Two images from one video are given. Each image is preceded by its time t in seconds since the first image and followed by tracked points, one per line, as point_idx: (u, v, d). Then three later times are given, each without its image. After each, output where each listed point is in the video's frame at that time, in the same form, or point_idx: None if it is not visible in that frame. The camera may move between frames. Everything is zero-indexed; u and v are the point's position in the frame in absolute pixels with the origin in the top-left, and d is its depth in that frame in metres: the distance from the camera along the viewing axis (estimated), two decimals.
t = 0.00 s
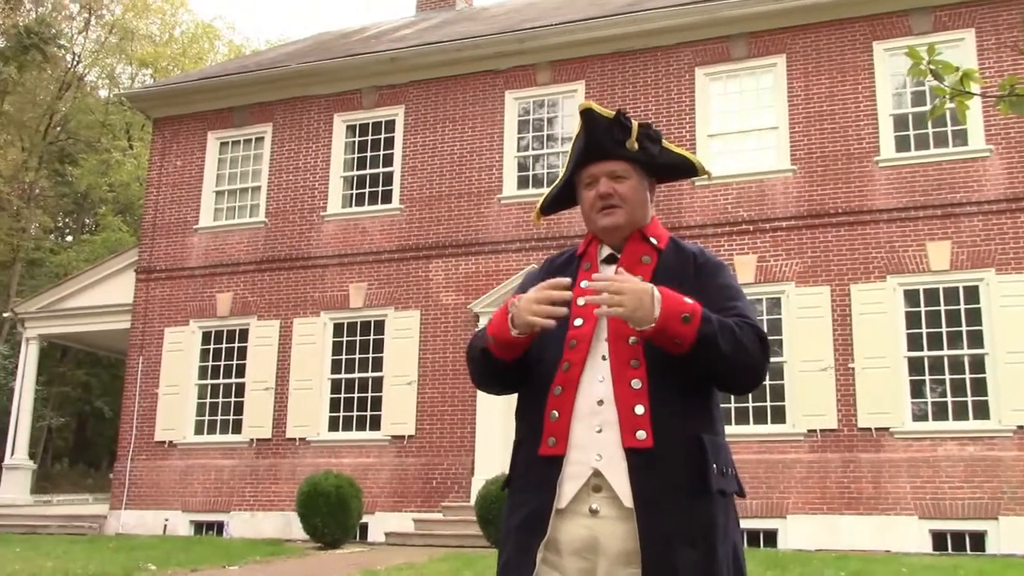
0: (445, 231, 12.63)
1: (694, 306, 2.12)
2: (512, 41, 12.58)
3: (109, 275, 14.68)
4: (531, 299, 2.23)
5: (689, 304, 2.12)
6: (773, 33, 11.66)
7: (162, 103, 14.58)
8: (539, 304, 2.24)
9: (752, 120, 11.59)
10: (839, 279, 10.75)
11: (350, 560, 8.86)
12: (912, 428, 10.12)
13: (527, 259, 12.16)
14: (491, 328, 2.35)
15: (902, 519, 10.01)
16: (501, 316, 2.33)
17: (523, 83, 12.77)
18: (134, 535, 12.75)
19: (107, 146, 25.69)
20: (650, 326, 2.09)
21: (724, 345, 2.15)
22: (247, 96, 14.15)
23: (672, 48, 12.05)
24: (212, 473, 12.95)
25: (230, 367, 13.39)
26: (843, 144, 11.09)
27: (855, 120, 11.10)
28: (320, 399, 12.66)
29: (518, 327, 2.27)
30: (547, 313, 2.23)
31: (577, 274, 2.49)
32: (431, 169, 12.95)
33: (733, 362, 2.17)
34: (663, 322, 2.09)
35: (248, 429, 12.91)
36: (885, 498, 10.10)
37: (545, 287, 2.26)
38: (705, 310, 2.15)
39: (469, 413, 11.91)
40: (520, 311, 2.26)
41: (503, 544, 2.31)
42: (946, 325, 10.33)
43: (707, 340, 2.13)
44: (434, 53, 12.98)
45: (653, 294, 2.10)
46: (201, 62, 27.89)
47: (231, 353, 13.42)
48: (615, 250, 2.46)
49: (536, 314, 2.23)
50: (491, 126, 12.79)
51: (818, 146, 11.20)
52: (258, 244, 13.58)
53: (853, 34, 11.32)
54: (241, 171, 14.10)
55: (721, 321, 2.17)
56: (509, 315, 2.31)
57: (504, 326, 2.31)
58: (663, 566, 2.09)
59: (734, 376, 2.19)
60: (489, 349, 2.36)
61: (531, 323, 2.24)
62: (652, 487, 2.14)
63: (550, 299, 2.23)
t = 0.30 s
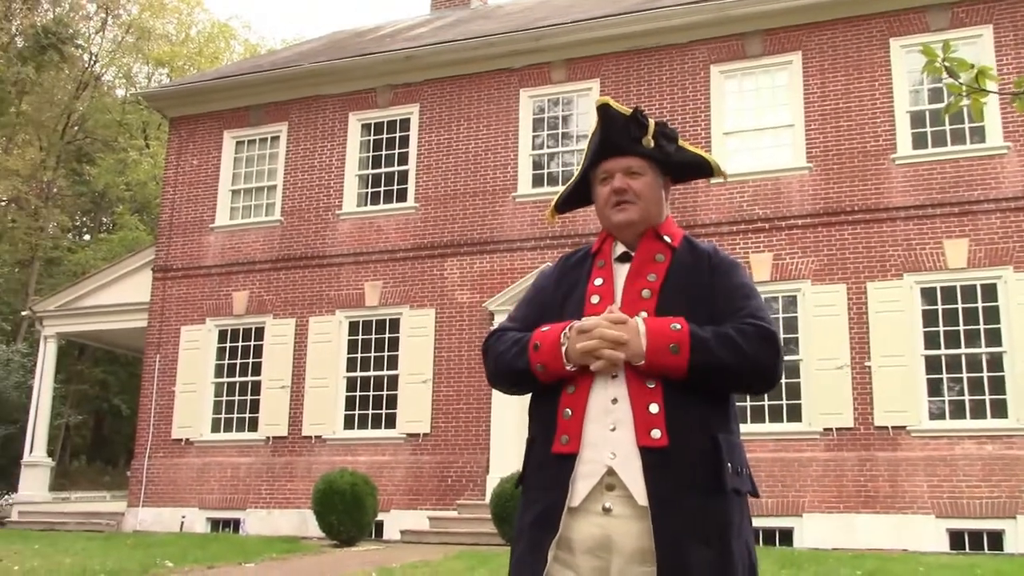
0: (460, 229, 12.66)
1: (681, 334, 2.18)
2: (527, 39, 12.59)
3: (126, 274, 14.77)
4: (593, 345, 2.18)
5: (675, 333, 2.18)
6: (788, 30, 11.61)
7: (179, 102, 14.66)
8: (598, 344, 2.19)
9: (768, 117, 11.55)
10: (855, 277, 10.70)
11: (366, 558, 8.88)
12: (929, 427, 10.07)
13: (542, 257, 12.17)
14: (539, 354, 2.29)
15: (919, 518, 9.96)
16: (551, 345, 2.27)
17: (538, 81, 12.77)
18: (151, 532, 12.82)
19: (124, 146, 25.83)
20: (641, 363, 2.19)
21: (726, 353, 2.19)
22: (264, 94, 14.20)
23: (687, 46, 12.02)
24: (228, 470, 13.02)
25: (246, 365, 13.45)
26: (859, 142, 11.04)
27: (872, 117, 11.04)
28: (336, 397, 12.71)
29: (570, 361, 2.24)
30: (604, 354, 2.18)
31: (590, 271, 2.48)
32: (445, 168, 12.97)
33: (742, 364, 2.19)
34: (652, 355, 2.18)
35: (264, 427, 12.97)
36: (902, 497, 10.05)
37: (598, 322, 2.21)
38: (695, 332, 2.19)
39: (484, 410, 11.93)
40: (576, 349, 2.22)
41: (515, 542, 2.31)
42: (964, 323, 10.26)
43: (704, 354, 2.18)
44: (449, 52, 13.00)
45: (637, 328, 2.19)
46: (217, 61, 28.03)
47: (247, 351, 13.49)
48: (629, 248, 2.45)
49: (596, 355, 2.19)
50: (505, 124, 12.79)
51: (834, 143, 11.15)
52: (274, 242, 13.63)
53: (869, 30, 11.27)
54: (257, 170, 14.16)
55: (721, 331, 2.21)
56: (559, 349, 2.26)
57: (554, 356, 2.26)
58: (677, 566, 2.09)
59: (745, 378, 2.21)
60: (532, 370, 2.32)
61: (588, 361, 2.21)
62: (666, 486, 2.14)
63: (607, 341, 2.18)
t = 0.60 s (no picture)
0: (471, 229, 12.67)
1: (696, 332, 2.19)
2: (537, 38, 12.60)
3: (140, 275, 14.85)
4: (607, 343, 2.19)
5: (690, 331, 2.19)
6: (800, 27, 11.58)
7: (191, 104, 14.73)
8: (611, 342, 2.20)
9: (779, 114, 11.53)
10: (868, 275, 10.67)
11: (379, 557, 8.91)
12: (943, 424, 10.03)
13: (554, 256, 12.17)
14: (552, 354, 2.30)
15: (934, 517, 9.93)
16: (564, 343, 2.28)
17: (549, 80, 12.77)
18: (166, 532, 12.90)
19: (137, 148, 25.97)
20: (655, 360, 2.19)
21: (740, 352, 2.19)
22: (276, 95, 14.25)
23: (698, 44, 12.00)
24: (242, 470, 13.08)
25: (259, 365, 13.51)
26: (872, 139, 11.00)
27: (884, 114, 11.00)
28: (349, 397, 12.75)
29: (584, 360, 2.25)
30: (618, 352, 2.20)
31: (602, 270, 2.48)
32: (456, 168, 12.99)
33: (755, 363, 2.19)
34: (667, 354, 2.18)
35: (278, 427, 13.02)
36: (915, 495, 10.02)
37: (612, 320, 2.22)
38: (709, 330, 2.20)
39: (496, 410, 11.95)
40: (589, 346, 2.23)
41: (528, 540, 2.32)
42: (977, 320, 10.22)
43: (717, 354, 2.18)
44: (460, 52, 13.02)
45: (651, 326, 2.20)
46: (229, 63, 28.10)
47: (260, 351, 13.54)
48: (641, 247, 2.45)
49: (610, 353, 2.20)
50: (516, 123, 12.80)
51: (846, 140, 11.12)
52: (287, 243, 13.68)
53: (881, 27, 11.22)
54: (269, 171, 14.21)
55: (734, 330, 2.21)
56: (573, 347, 2.27)
57: (567, 353, 2.27)
58: (691, 564, 2.10)
59: (758, 378, 2.21)
60: (545, 370, 2.33)
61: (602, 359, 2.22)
62: (680, 483, 2.15)
63: (621, 339, 2.19)
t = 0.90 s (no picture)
0: (480, 229, 12.68)
1: (709, 332, 2.19)
2: (545, 38, 12.60)
3: (151, 278, 14.92)
4: (620, 345, 2.19)
5: (703, 331, 2.19)
6: (809, 25, 11.55)
7: (201, 106, 14.79)
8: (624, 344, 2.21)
9: (788, 112, 11.51)
10: (878, 272, 10.64)
11: (390, 557, 8.92)
12: (955, 422, 9.99)
13: (563, 256, 12.17)
14: (564, 355, 2.30)
15: (946, 514, 9.89)
16: (576, 343, 2.28)
17: (558, 80, 12.77)
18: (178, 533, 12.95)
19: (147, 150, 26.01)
20: (669, 362, 2.20)
21: (753, 352, 2.19)
22: (285, 97, 14.29)
23: (707, 42, 11.99)
24: (253, 471, 13.11)
25: (270, 367, 13.55)
26: (881, 136, 10.97)
27: (893, 111, 10.97)
28: (359, 398, 12.77)
29: (596, 361, 2.25)
30: (632, 354, 2.20)
31: (613, 270, 2.48)
32: (465, 169, 13.00)
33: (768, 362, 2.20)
34: (680, 355, 2.19)
35: (288, 428, 13.05)
36: (927, 493, 9.99)
37: (624, 322, 2.22)
38: (722, 330, 2.20)
39: (507, 410, 11.96)
40: (602, 348, 2.23)
41: (542, 540, 2.33)
42: (989, 317, 10.17)
43: (730, 355, 2.18)
44: (468, 52, 13.03)
45: (664, 327, 2.20)
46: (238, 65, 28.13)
47: (271, 353, 13.58)
48: (652, 247, 2.46)
49: (622, 355, 2.21)
50: (525, 123, 12.81)
51: (855, 138, 11.08)
52: (296, 244, 13.72)
53: (890, 23, 11.18)
54: (278, 173, 14.25)
55: (747, 330, 2.22)
56: (585, 349, 2.27)
57: (579, 353, 2.27)
58: (705, 563, 2.10)
59: (771, 377, 2.22)
60: (557, 371, 2.33)
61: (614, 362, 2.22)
62: (694, 483, 2.15)
63: (634, 341, 2.19)
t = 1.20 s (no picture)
0: (487, 230, 12.69)
1: (715, 335, 2.19)
2: (553, 39, 12.60)
3: (159, 279, 14.98)
4: (627, 346, 2.19)
5: (710, 333, 2.19)
6: (817, 25, 11.53)
7: (209, 108, 14.82)
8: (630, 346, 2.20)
9: (796, 113, 11.49)
10: (886, 273, 10.62)
11: (397, 558, 8.94)
12: (963, 423, 9.95)
13: (570, 257, 12.17)
14: (570, 356, 2.31)
15: (954, 516, 9.86)
16: (583, 345, 2.28)
17: (565, 81, 12.77)
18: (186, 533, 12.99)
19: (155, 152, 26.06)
20: (675, 363, 2.20)
21: (759, 354, 2.20)
22: (292, 98, 14.31)
23: (714, 43, 11.97)
24: (261, 472, 13.13)
25: (277, 368, 13.57)
26: (889, 137, 10.95)
27: (901, 112, 10.95)
28: (366, 399, 12.78)
29: (603, 362, 2.25)
30: (639, 356, 2.20)
31: (619, 271, 2.48)
32: (472, 170, 13.01)
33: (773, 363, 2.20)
34: (686, 357, 2.19)
35: (296, 428, 13.08)
36: (935, 494, 9.96)
37: (630, 322, 2.22)
38: (729, 332, 2.20)
39: (513, 411, 11.96)
40: (608, 349, 2.23)
41: (547, 541, 2.34)
42: (998, 319, 10.13)
43: (736, 357, 2.18)
44: (475, 53, 13.04)
45: (671, 329, 2.20)
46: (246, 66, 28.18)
47: (279, 353, 13.60)
48: (658, 248, 2.46)
49: (629, 356, 2.21)
50: (532, 124, 12.81)
51: (863, 138, 11.06)
52: (303, 245, 13.74)
53: (898, 24, 11.15)
54: (285, 174, 14.28)
55: (752, 331, 2.22)
56: (592, 349, 2.27)
57: (585, 354, 2.27)
58: (711, 565, 2.10)
59: (777, 379, 2.22)
60: (564, 372, 2.34)
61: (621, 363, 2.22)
62: (700, 484, 2.15)
63: (640, 343, 2.19)
